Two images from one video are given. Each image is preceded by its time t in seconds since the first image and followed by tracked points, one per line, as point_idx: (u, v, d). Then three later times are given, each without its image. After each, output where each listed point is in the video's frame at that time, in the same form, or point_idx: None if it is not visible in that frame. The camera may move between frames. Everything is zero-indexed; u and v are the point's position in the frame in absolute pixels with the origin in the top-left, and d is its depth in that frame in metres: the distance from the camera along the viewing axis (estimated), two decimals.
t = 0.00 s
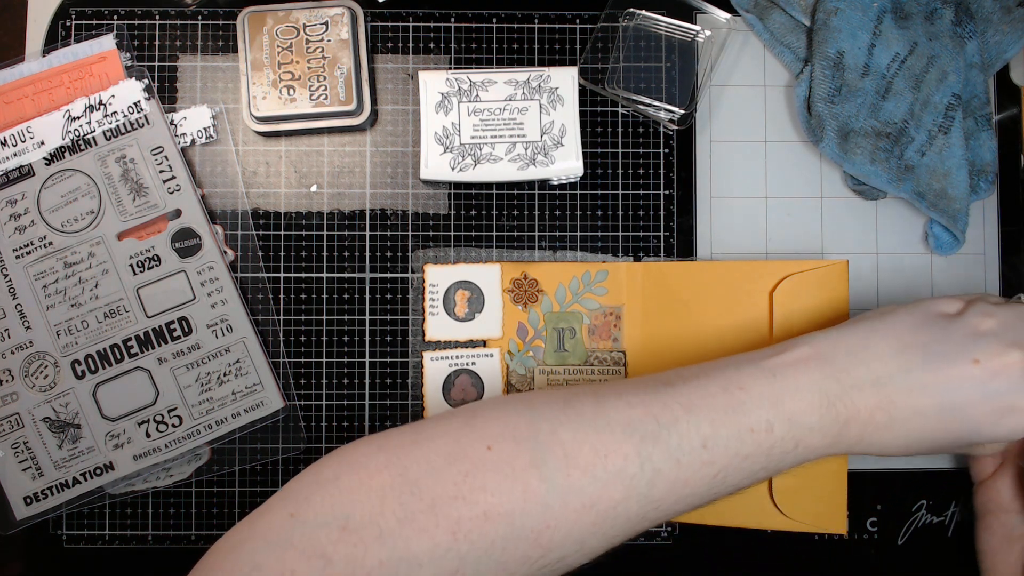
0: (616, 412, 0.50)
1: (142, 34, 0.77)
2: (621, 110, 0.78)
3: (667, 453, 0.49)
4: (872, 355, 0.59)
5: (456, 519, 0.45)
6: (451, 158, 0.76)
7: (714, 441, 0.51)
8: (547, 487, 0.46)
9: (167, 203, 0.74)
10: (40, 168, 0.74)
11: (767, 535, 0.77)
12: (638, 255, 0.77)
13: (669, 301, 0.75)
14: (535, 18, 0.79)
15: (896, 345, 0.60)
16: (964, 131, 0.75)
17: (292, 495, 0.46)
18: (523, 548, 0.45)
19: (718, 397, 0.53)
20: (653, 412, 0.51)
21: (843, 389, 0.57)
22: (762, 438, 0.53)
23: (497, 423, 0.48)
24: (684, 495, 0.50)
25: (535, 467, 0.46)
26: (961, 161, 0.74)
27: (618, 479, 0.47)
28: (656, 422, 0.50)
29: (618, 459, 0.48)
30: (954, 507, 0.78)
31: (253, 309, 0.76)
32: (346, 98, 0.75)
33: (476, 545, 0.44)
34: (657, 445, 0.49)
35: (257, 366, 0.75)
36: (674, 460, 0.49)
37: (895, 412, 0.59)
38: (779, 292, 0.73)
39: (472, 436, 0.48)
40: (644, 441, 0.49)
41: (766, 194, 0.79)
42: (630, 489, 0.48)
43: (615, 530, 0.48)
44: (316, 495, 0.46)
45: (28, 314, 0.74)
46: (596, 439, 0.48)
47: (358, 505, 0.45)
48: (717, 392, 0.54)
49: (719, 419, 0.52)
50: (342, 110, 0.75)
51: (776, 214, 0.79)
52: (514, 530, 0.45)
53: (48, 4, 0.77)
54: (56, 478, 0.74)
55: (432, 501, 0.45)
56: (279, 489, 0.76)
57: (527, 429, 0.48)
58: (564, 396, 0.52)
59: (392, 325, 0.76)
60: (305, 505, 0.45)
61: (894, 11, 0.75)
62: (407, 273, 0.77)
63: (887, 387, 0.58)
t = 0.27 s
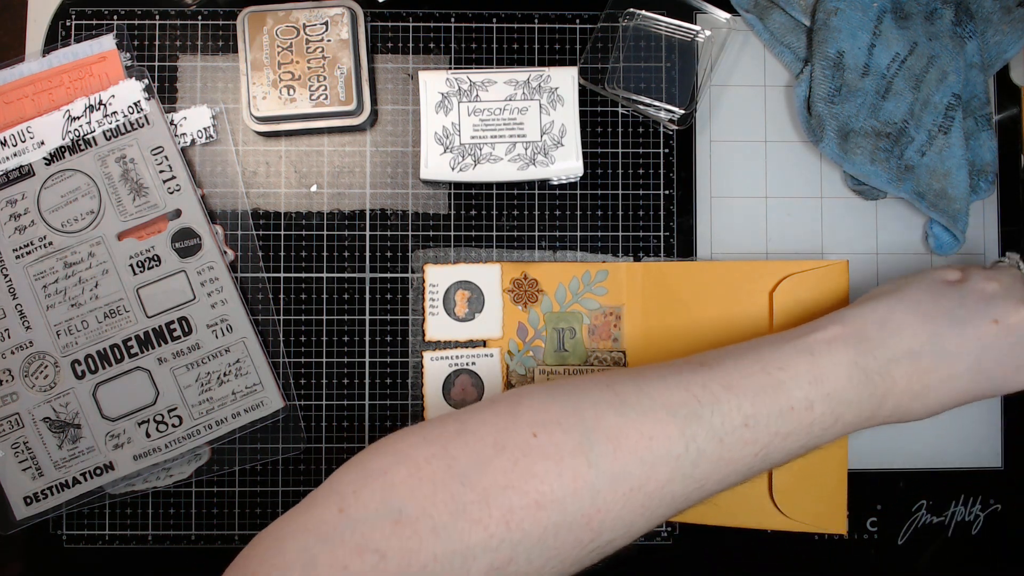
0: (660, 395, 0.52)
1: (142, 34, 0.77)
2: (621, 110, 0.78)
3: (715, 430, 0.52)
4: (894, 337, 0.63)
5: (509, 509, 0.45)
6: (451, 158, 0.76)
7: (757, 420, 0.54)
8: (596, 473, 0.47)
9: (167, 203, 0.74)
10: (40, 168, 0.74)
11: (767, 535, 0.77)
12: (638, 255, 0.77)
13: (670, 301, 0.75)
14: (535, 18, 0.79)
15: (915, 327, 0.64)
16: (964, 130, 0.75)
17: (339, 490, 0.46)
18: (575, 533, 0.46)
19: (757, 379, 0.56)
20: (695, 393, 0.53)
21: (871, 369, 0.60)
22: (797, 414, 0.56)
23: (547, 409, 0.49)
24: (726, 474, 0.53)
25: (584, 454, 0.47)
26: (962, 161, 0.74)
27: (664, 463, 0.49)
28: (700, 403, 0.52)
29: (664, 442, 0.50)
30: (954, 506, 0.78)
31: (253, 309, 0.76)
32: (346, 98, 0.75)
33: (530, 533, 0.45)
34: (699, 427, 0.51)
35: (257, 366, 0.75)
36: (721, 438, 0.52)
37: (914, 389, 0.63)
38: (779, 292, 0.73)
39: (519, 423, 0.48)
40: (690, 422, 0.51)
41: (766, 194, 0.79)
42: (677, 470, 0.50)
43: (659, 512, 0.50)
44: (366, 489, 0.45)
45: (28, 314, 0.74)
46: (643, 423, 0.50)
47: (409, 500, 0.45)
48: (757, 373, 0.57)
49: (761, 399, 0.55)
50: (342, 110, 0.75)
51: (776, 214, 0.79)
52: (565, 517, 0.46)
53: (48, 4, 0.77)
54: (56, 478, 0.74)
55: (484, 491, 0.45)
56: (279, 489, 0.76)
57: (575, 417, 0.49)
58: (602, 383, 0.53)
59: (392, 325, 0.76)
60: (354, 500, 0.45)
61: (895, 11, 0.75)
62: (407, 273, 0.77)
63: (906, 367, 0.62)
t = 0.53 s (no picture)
0: (643, 400, 0.52)
1: (142, 34, 0.77)
2: (621, 110, 0.78)
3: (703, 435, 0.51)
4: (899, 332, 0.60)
5: (480, 517, 0.45)
6: (451, 158, 0.76)
7: (748, 425, 0.52)
8: (572, 481, 0.47)
9: (167, 203, 0.74)
10: (40, 168, 0.74)
11: (767, 535, 0.77)
12: (638, 255, 0.77)
13: (670, 302, 0.75)
14: (535, 18, 0.79)
15: (921, 321, 0.61)
16: (964, 130, 0.75)
17: (313, 499, 0.47)
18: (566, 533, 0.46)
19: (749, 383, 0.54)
20: (680, 398, 0.52)
21: (875, 370, 0.57)
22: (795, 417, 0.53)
23: (522, 418, 0.50)
24: (717, 483, 0.51)
25: (560, 462, 0.48)
26: (962, 161, 0.74)
27: (647, 470, 0.49)
28: (685, 408, 0.51)
29: (650, 445, 0.49)
30: (954, 506, 0.78)
31: (253, 309, 0.76)
32: (346, 98, 0.75)
33: (502, 542, 0.45)
34: (684, 432, 0.50)
35: (256, 366, 0.75)
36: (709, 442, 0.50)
37: (923, 388, 0.59)
38: (779, 292, 0.73)
39: (493, 431, 0.49)
40: (674, 428, 0.50)
41: (766, 194, 0.79)
42: (660, 477, 0.49)
43: (644, 522, 0.49)
44: (337, 497, 0.46)
45: (28, 314, 0.74)
46: (623, 429, 0.49)
47: (380, 509, 0.45)
48: (748, 378, 0.55)
49: (754, 403, 0.53)
50: (342, 110, 0.75)
51: (776, 214, 0.79)
52: (540, 525, 0.46)
53: (48, 4, 0.77)
54: (56, 478, 0.74)
55: (455, 499, 0.46)
56: (279, 489, 0.76)
57: (551, 424, 0.49)
58: (586, 392, 0.53)
59: (392, 325, 0.76)
60: (326, 508, 0.46)
61: (895, 11, 0.75)
62: (407, 273, 0.77)
63: (915, 365, 0.59)
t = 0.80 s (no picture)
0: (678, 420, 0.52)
1: (142, 34, 0.77)
2: (621, 110, 0.78)
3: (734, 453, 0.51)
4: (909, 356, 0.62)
5: (535, 532, 0.46)
6: (451, 158, 0.76)
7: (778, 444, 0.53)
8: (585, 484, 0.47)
9: (167, 203, 0.74)
10: (40, 168, 0.74)
11: (767, 535, 0.77)
12: (638, 255, 0.77)
13: (670, 302, 0.75)
14: (535, 18, 0.79)
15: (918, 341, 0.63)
16: (964, 130, 0.75)
17: (369, 513, 0.47)
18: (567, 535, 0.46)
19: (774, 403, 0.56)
20: (714, 420, 0.53)
21: (891, 389, 0.59)
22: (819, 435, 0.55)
23: (570, 436, 0.50)
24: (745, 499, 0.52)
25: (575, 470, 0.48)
26: (962, 162, 0.74)
27: (690, 487, 0.49)
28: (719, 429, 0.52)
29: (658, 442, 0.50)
30: (954, 506, 0.78)
31: (253, 309, 0.76)
32: (346, 98, 0.75)
33: (555, 556, 0.46)
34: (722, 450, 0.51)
35: (256, 366, 0.75)
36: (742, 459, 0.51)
37: (939, 406, 0.61)
38: (779, 292, 0.73)
39: (545, 449, 0.49)
40: (711, 448, 0.51)
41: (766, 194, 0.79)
42: (701, 495, 0.49)
43: (685, 537, 0.50)
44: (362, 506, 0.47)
45: (28, 313, 0.74)
46: (667, 449, 0.50)
47: (439, 524, 0.46)
48: (774, 400, 0.56)
49: (781, 422, 0.54)
50: (342, 110, 0.75)
51: (776, 213, 0.79)
52: (592, 540, 0.47)
53: (48, 4, 0.77)
54: (56, 478, 0.74)
55: (511, 514, 0.46)
56: (279, 489, 0.75)
57: (598, 443, 0.50)
58: (624, 413, 0.53)
59: (392, 325, 0.76)
60: (385, 524, 0.46)
61: (895, 11, 0.75)
62: (407, 273, 0.77)
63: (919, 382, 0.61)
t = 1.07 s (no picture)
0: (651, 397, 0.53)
1: (142, 34, 0.77)
2: (621, 110, 0.78)
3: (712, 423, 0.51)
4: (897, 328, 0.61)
5: (499, 509, 0.45)
6: (451, 158, 0.76)
7: (756, 413, 0.53)
8: (586, 472, 0.47)
9: (167, 203, 0.74)
10: (40, 168, 0.74)
11: (767, 535, 0.77)
12: (638, 255, 0.77)
13: (670, 302, 0.75)
14: (535, 18, 0.79)
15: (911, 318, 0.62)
16: (964, 130, 0.75)
17: (341, 501, 0.47)
18: (568, 534, 0.46)
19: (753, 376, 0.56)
20: (688, 393, 0.53)
21: (881, 359, 0.58)
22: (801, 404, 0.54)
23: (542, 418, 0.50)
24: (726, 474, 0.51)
25: (573, 455, 0.48)
26: (962, 161, 0.74)
27: (659, 460, 0.49)
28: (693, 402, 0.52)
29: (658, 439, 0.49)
30: (954, 506, 0.78)
31: (253, 309, 0.76)
32: (346, 98, 0.75)
33: (519, 534, 0.45)
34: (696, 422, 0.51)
35: (257, 366, 0.75)
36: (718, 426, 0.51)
37: (934, 376, 0.59)
38: (779, 293, 0.73)
39: (511, 429, 0.49)
40: (684, 420, 0.51)
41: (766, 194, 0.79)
42: (674, 467, 0.49)
43: (661, 514, 0.49)
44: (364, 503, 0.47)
45: (28, 313, 0.74)
46: (636, 421, 0.50)
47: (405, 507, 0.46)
48: (754, 373, 0.56)
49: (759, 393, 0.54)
50: (341, 110, 0.75)
51: (776, 213, 0.79)
52: (557, 517, 0.46)
53: (48, 4, 0.77)
54: (56, 478, 0.74)
55: (476, 493, 0.46)
56: (279, 489, 0.76)
57: (565, 421, 0.50)
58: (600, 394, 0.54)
59: (392, 325, 0.76)
60: (352, 509, 0.46)
61: (895, 11, 0.75)
62: (407, 273, 0.77)
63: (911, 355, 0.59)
